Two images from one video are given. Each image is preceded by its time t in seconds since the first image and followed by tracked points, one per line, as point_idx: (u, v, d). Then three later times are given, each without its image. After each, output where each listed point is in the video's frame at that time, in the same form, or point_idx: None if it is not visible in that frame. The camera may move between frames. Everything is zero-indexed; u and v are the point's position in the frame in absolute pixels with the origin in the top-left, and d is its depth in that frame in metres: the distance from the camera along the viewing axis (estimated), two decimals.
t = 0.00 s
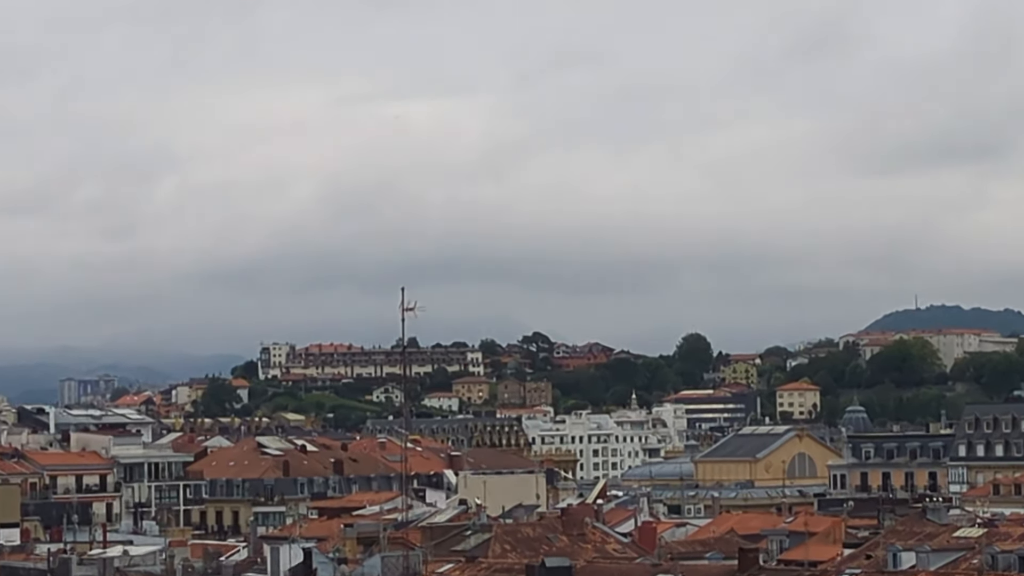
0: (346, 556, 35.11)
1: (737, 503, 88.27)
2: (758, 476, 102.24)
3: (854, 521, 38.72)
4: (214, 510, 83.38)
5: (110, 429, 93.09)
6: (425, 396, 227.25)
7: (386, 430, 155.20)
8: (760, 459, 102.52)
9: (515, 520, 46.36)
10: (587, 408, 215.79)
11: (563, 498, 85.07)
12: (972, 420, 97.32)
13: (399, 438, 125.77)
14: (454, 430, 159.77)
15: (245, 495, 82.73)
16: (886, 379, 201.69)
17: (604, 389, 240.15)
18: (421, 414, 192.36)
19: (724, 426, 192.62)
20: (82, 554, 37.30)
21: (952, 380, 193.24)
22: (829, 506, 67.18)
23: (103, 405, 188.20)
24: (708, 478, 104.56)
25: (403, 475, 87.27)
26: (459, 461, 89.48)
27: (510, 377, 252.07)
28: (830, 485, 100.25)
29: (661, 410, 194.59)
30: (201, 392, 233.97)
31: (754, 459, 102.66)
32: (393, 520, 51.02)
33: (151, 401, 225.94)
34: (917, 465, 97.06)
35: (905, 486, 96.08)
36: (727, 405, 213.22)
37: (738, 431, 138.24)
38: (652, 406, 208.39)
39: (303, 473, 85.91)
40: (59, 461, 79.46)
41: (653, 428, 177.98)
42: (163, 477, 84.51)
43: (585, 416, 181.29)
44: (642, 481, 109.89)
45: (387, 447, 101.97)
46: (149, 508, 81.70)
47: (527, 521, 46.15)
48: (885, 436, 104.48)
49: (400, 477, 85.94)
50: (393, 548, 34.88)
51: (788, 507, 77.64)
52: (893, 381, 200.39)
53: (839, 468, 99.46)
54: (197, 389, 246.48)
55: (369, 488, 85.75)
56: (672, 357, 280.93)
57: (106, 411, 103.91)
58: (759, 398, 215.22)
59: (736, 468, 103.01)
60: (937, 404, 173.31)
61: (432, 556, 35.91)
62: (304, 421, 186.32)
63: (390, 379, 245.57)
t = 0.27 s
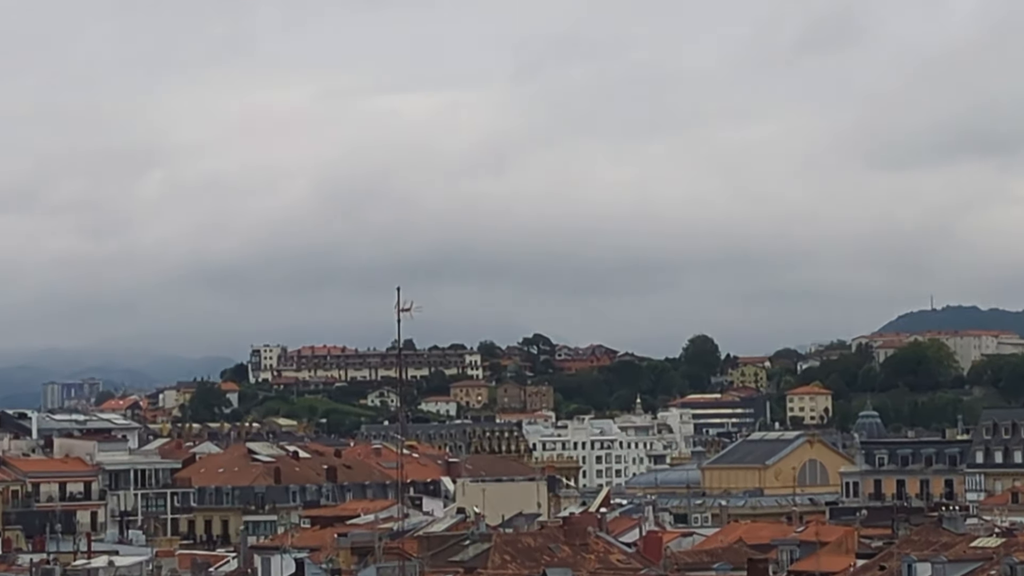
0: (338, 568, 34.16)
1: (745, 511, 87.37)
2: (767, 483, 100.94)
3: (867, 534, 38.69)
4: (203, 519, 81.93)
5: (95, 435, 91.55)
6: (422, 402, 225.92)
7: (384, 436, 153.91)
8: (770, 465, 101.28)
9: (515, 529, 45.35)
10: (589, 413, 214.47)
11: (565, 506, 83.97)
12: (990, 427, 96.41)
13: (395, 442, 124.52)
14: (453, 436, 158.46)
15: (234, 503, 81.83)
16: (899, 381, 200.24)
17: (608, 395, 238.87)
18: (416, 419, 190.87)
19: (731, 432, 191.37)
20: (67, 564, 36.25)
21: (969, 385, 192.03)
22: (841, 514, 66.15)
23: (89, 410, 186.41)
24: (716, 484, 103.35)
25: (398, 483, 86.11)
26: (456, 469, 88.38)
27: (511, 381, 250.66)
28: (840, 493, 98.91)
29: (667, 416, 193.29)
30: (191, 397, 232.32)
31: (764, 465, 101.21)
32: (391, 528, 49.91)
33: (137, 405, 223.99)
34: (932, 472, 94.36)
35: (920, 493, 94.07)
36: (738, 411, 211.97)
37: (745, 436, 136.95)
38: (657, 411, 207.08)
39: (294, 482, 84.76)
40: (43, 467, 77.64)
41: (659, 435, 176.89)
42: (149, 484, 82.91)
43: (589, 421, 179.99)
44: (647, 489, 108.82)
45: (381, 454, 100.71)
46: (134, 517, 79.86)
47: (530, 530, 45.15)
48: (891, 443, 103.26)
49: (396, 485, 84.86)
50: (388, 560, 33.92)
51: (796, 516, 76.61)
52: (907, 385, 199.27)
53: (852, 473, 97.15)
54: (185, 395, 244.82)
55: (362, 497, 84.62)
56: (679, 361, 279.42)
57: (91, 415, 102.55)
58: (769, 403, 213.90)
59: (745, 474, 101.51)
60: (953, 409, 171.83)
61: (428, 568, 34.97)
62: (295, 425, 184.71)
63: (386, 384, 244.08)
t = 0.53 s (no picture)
0: None
1: (754, 522, 86.28)
2: (776, 493, 99.61)
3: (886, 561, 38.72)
4: (189, 531, 80.98)
5: (76, 441, 89.70)
6: (416, 407, 224.64)
7: (380, 443, 152.82)
8: (779, 475, 99.96)
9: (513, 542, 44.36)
10: (590, 420, 213.25)
11: (565, 517, 83.10)
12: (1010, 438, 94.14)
13: (390, 450, 123.52)
14: (449, 445, 156.95)
15: (221, 514, 81.21)
16: (917, 389, 198.22)
17: (612, 401, 237.79)
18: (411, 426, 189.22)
19: (739, 440, 190.28)
20: None
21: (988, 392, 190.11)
22: (853, 527, 65.14)
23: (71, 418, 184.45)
24: (725, 494, 102.13)
25: (389, 494, 85.14)
26: (451, 479, 87.49)
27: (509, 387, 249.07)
28: (854, 503, 96.74)
29: (675, 422, 192.03)
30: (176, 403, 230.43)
31: (774, 475, 99.89)
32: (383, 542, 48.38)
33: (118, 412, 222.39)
34: (950, 480, 92.51)
35: (936, 504, 91.85)
36: (747, 418, 210.50)
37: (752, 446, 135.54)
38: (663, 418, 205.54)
39: (281, 492, 83.98)
40: (19, 477, 75.62)
41: (665, 442, 175.54)
42: (132, 494, 80.37)
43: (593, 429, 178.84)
44: (653, 500, 106.98)
45: (373, 462, 99.78)
46: (116, 529, 77.96)
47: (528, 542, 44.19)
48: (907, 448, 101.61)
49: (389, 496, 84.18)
50: None
51: (804, 528, 75.85)
52: (924, 391, 197.15)
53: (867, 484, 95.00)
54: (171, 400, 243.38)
55: (352, 509, 83.85)
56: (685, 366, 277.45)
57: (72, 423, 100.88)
58: (780, 410, 212.55)
59: (755, 484, 100.21)
60: (972, 420, 169.98)
61: None
62: (285, 433, 182.98)
63: (381, 390, 242.87)
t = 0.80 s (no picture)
0: None
1: (763, 530, 85.23)
2: (786, 499, 98.80)
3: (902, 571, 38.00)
4: (176, 538, 80.24)
5: (60, 446, 88.31)
6: (413, 411, 223.56)
7: (378, 447, 152.02)
8: (789, 480, 99.18)
9: (514, 550, 43.54)
10: (593, 425, 212.27)
11: (567, 525, 82.28)
12: None
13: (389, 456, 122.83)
14: (447, 449, 155.84)
15: (211, 521, 80.32)
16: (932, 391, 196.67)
17: (616, 404, 236.95)
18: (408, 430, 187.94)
19: (747, 444, 189.30)
20: None
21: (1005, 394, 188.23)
22: (865, 536, 64.25)
23: (60, 422, 183.36)
24: (733, 500, 101.52)
25: (386, 501, 84.12)
26: (451, 484, 86.69)
27: (510, 390, 247.84)
28: (865, 510, 95.15)
29: (682, 426, 191.13)
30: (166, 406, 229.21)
31: (785, 481, 99.08)
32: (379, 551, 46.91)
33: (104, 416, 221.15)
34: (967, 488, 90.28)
35: (953, 511, 90.50)
36: (755, 422, 209.14)
37: (759, 452, 134.39)
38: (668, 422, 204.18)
39: (273, 498, 82.98)
40: (4, 483, 74.19)
41: (670, 448, 174.35)
42: (118, 501, 80.10)
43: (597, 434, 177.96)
44: (657, 505, 106.50)
45: (369, 467, 99.16)
46: (103, 536, 77.80)
47: (529, 550, 43.45)
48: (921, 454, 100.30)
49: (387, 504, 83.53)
50: None
51: (814, 536, 75.02)
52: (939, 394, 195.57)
53: (881, 490, 92.82)
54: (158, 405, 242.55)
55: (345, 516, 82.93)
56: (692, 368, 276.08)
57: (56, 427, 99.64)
58: (790, 414, 211.54)
59: (764, 491, 99.69)
60: (989, 425, 168.61)
61: None
62: (277, 438, 181.68)
63: (375, 393, 241.72)
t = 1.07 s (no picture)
0: None
1: (772, 539, 84.34)
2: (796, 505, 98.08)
3: None
4: (167, 546, 79.31)
5: (48, 452, 87.30)
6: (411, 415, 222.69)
7: (377, 452, 151.33)
8: (799, 486, 98.50)
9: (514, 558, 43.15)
10: (595, 429, 211.46)
11: (569, 533, 81.47)
12: None
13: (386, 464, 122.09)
14: (446, 454, 155.19)
15: (203, 528, 79.37)
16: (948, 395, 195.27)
17: (620, 409, 236.22)
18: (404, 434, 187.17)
19: (754, 449, 188.46)
20: None
21: (1020, 395, 186.66)
22: (875, 544, 63.46)
23: (53, 426, 182.73)
24: (741, 507, 100.95)
25: (384, 508, 83.31)
26: (450, 490, 85.95)
27: (511, 393, 246.92)
28: (877, 517, 93.65)
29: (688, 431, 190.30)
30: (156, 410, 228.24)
31: (794, 487, 98.39)
32: (378, 560, 45.97)
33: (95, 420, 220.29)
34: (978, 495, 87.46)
35: (967, 518, 87.02)
36: (765, 427, 208.13)
37: (767, 457, 133.45)
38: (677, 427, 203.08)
39: (268, 505, 82.10)
40: None
41: (676, 453, 173.43)
42: (109, 508, 79.18)
43: (600, 438, 177.22)
44: (664, 513, 105.85)
45: (367, 472, 98.61)
46: (92, 544, 77.15)
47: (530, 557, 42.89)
48: (932, 458, 98.56)
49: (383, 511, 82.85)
50: None
51: (822, 544, 74.34)
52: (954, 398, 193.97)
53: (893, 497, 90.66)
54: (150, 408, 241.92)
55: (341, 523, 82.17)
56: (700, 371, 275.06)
57: (44, 432, 98.64)
58: (799, 419, 210.63)
59: (772, 497, 98.90)
60: (1004, 429, 167.41)
61: None
62: (270, 443, 180.84)
63: (372, 397, 240.96)
